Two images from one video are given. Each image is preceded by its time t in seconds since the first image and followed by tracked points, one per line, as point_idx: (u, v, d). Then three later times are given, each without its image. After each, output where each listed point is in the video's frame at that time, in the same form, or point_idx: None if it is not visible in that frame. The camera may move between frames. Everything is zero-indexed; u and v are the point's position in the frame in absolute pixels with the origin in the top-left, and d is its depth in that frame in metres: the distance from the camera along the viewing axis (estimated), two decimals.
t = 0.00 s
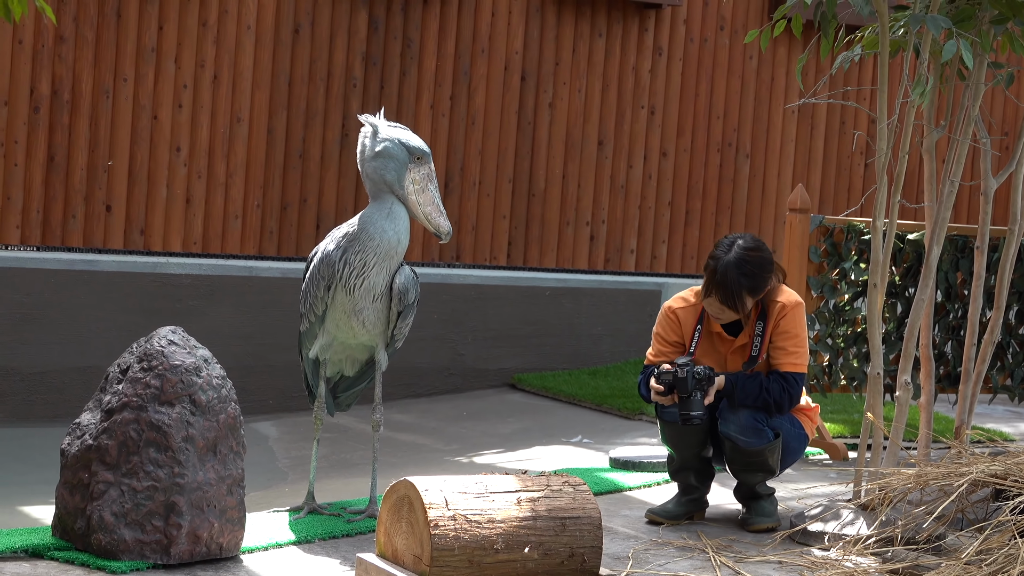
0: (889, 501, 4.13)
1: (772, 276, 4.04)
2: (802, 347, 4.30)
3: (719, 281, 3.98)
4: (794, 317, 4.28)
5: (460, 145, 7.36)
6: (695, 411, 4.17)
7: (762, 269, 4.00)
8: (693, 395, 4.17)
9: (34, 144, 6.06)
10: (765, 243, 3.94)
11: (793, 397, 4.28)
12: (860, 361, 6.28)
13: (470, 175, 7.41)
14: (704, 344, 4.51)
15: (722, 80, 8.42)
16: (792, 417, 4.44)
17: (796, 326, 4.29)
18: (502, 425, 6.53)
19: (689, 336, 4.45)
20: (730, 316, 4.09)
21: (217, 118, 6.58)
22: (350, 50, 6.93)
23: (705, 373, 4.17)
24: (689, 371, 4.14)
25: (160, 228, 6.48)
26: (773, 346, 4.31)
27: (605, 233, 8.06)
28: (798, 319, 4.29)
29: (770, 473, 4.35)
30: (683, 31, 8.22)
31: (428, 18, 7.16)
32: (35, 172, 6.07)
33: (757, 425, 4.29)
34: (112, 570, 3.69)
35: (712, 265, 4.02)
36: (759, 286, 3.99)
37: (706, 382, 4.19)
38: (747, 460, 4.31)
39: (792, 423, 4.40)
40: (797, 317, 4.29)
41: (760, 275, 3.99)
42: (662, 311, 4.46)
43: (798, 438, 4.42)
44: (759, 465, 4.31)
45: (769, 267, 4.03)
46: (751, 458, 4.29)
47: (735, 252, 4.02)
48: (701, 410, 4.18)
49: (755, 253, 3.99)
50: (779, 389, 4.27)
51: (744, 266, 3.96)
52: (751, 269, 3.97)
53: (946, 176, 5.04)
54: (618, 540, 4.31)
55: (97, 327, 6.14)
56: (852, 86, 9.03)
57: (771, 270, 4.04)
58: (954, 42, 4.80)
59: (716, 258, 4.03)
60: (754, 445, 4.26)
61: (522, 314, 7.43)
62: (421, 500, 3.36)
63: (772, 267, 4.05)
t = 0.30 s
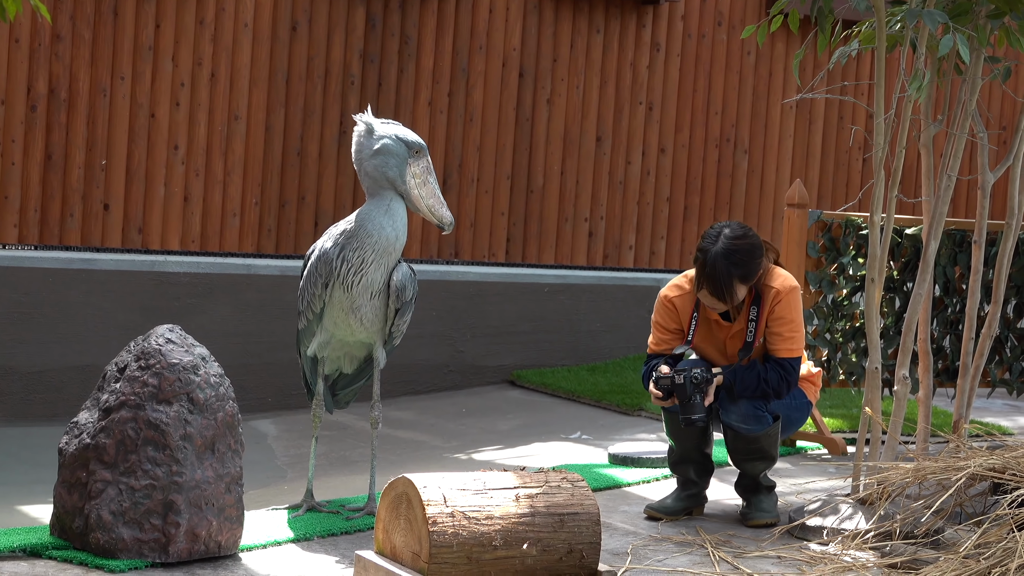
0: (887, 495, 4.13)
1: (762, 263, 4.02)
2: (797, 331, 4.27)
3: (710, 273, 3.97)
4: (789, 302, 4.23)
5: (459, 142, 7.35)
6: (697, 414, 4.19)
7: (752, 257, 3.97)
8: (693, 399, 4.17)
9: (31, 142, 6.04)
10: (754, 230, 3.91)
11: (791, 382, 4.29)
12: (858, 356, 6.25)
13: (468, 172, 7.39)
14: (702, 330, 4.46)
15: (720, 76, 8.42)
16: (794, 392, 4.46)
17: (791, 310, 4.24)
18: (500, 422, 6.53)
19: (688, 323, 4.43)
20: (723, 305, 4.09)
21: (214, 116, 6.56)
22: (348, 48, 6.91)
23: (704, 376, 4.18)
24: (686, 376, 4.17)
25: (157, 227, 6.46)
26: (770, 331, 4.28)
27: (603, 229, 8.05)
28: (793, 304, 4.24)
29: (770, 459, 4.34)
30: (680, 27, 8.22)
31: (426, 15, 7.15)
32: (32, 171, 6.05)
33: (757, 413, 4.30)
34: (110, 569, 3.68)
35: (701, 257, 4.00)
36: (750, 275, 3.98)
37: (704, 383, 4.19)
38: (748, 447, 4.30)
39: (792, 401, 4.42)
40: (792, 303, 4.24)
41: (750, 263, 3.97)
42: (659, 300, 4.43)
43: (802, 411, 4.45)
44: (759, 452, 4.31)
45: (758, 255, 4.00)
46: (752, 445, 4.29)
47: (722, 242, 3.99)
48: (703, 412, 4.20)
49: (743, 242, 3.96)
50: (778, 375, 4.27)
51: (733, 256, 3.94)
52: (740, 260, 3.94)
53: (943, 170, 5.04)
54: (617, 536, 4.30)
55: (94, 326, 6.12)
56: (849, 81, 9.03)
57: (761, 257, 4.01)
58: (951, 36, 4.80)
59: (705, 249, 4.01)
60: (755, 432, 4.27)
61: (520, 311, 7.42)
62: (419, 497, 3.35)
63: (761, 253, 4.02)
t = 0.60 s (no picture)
0: (882, 493, 4.12)
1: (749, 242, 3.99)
2: (791, 311, 4.22)
3: (694, 242, 3.94)
4: (783, 282, 4.17)
5: (452, 141, 7.36)
6: (701, 411, 4.16)
7: (739, 231, 3.96)
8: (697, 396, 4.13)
9: (25, 142, 6.04)
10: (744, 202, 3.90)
11: (787, 360, 4.31)
12: (853, 354, 6.25)
13: (462, 171, 7.39)
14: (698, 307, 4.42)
15: (714, 74, 8.42)
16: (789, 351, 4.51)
17: (785, 290, 4.18)
18: (496, 421, 6.53)
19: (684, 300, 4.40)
20: (705, 282, 4.02)
21: (208, 116, 6.56)
22: (342, 47, 6.92)
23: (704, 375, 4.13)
24: (686, 374, 4.11)
25: (152, 227, 6.46)
26: (764, 310, 4.24)
27: (597, 227, 8.06)
28: (787, 284, 4.17)
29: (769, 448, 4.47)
30: (674, 25, 8.22)
31: (419, 13, 7.15)
32: (26, 171, 6.05)
33: (754, 396, 4.39)
34: (105, 569, 3.68)
35: (688, 227, 3.99)
36: (734, 249, 3.94)
37: (705, 380, 4.15)
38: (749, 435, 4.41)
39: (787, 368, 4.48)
40: (786, 287, 4.18)
41: (737, 237, 3.94)
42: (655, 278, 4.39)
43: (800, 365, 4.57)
44: (759, 443, 4.42)
45: (747, 232, 3.98)
46: (752, 430, 4.41)
47: (713, 215, 3.97)
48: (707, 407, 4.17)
49: (733, 215, 3.97)
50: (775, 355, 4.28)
51: (720, 226, 3.93)
52: (726, 230, 3.92)
53: (938, 168, 5.05)
54: (612, 535, 4.30)
55: (90, 327, 6.13)
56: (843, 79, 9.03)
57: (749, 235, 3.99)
58: (944, 34, 4.82)
59: (694, 221, 4.01)
60: (752, 415, 4.38)
61: (515, 310, 7.42)
62: (414, 496, 3.35)
63: (751, 231, 4.00)
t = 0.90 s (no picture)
0: (883, 492, 4.12)
1: (741, 209, 3.96)
2: (791, 280, 4.15)
3: (686, 205, 3.92)
4: (780, 250, 4.10)
5: (453, 139, 7.36)
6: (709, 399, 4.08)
7: (731, 197, 3.93)
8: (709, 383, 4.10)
9: (26, 140, 6.05)
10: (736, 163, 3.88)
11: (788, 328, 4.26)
12: (854, 352, 6.23)
13: (463, 169, 7.39)
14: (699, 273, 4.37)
15: (715, 73, 8.42)
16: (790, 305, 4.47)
17: (783, 258, 4.11)
18: (497, 419, 6.53)
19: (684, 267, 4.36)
20: (695, 247, 3.98)
21: (209, 114, 6.56)
22: (342, 45, 6.92)
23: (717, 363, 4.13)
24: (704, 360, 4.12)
25: (153, 225, 6.47)
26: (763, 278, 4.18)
27: (598, 226, 8.06)
28: (784, 252, 4.10)
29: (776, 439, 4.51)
30: (675, 24, 8.22)
31: (420, 12, 7.15)
32: (27, 170, 6.06)
33: (763, 378, 4.45)
34: (106, 567, 3.67)
35: (680, 191, 3.97)
36: (725, 214, 3.91)
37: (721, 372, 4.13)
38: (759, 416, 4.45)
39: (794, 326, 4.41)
40: (785, 261, 4.11)
41: (728, 202, 3.91)
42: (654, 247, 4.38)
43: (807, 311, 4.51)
44: (767, 430, 4.46)
45: (739, 199, 3.96)
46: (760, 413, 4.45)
47: (706, 178, 3.96)
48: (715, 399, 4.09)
49: (726, 180, 3.95)
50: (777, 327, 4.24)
51: (712, 189, 3.90)
52: (718, 194, 3.90)
53: (938, 167, 5.05)
54: (614, 533, 4.30)
55: (91, 325, 6.13)
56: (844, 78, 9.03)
57: (741, 203, 3.97)
58: (945, 32, 4.82)
59: (687, 185, 3.99)
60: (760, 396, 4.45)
61: (516, 309, 7.42)
62: (415, 495, 3.36)
63: (744, 198, 3.98)
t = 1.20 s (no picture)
0: (880, 497, 4.13)
1: (731, 162, 3.96)
2: (788, 243, 4.06)
3: (675, 157, 3.92)
4: (773, 209, 4.03)
5: (453, 142, 7.36)
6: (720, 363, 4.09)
7: (720, 150, 3.94)
8: (725, 348, 4.12)
9: (25, 142, 6.04)
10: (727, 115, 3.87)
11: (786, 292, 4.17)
12: (852, 356, 6.26)
13: (463, 172, 7.40)
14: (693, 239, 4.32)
15: (714, 76, 8.43)
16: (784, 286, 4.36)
17: (778, 220, 4.04)
18: (495, 422, 6.53)
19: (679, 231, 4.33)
20: (685, 202, 3.96)
21: (208, 117, 6.56)
22: (342, 48, 6.92)
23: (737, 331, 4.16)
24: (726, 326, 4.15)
25: (152, 227, 6.46)
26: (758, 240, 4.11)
27: (597, 229, 8.06)
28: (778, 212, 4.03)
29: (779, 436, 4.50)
30: (674, 27, 8.23)
31: (420, 14, 7.15)
32: (26, 172, 6.06)
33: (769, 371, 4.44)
34: (104, 570, 3.68)
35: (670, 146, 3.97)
36: (714, 166, 3.90)
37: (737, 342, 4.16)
38: (762, 411, 4.43)
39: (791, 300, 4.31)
40: (781, 223, 4.04)
41: (717, 155, 3.91)
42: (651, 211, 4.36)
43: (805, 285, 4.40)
44: (771, 426, 4.45)
45: (729, 152, 3.96)
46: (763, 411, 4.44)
47: (696, 132, 3.96)
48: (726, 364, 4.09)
49: (716, 133, 3.95)
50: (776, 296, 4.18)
51: (701, 142, 3.91)
52: (707, 146, 3.91)
53: (937, 172, 5.07)
54: (611, 537, 4.30)
55: (89, 327, 6.13)
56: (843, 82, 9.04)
57: (731, 156, 3.97)
58: (944, 37, 4.83)
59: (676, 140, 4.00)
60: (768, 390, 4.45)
61: (515, 312, 7.42)
62: (413, 498, 3.36)
63: (733, 152, 3.97)
